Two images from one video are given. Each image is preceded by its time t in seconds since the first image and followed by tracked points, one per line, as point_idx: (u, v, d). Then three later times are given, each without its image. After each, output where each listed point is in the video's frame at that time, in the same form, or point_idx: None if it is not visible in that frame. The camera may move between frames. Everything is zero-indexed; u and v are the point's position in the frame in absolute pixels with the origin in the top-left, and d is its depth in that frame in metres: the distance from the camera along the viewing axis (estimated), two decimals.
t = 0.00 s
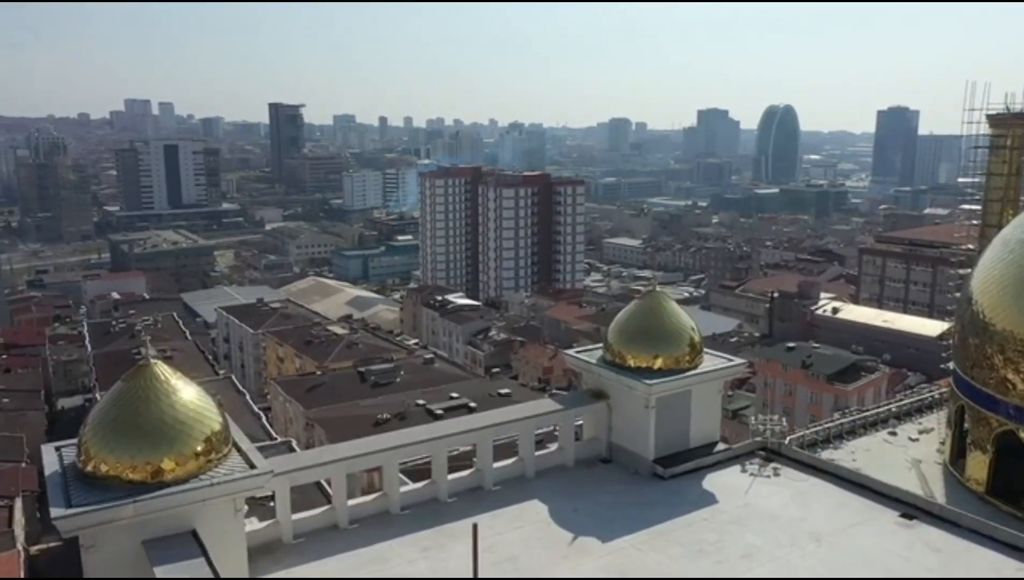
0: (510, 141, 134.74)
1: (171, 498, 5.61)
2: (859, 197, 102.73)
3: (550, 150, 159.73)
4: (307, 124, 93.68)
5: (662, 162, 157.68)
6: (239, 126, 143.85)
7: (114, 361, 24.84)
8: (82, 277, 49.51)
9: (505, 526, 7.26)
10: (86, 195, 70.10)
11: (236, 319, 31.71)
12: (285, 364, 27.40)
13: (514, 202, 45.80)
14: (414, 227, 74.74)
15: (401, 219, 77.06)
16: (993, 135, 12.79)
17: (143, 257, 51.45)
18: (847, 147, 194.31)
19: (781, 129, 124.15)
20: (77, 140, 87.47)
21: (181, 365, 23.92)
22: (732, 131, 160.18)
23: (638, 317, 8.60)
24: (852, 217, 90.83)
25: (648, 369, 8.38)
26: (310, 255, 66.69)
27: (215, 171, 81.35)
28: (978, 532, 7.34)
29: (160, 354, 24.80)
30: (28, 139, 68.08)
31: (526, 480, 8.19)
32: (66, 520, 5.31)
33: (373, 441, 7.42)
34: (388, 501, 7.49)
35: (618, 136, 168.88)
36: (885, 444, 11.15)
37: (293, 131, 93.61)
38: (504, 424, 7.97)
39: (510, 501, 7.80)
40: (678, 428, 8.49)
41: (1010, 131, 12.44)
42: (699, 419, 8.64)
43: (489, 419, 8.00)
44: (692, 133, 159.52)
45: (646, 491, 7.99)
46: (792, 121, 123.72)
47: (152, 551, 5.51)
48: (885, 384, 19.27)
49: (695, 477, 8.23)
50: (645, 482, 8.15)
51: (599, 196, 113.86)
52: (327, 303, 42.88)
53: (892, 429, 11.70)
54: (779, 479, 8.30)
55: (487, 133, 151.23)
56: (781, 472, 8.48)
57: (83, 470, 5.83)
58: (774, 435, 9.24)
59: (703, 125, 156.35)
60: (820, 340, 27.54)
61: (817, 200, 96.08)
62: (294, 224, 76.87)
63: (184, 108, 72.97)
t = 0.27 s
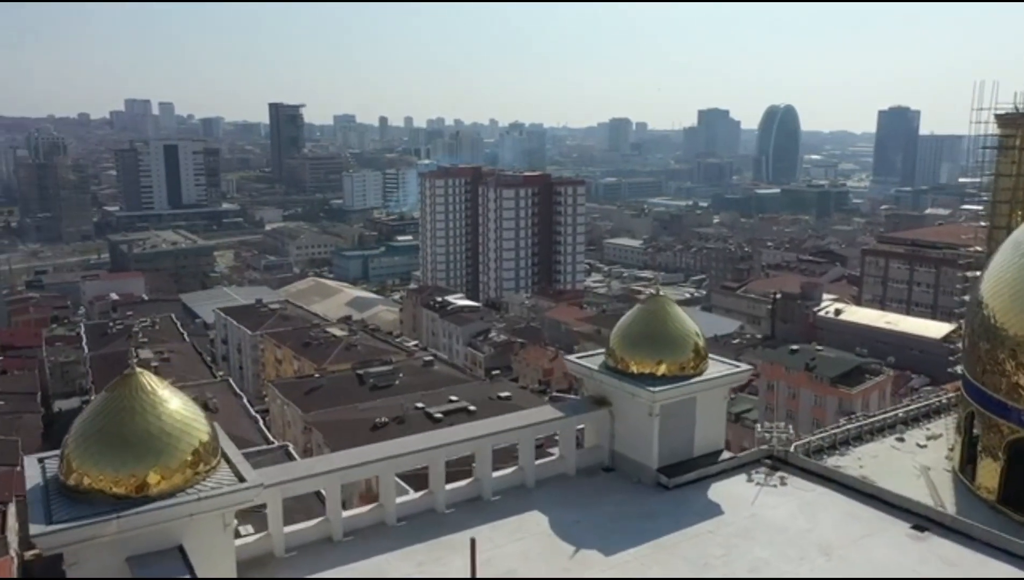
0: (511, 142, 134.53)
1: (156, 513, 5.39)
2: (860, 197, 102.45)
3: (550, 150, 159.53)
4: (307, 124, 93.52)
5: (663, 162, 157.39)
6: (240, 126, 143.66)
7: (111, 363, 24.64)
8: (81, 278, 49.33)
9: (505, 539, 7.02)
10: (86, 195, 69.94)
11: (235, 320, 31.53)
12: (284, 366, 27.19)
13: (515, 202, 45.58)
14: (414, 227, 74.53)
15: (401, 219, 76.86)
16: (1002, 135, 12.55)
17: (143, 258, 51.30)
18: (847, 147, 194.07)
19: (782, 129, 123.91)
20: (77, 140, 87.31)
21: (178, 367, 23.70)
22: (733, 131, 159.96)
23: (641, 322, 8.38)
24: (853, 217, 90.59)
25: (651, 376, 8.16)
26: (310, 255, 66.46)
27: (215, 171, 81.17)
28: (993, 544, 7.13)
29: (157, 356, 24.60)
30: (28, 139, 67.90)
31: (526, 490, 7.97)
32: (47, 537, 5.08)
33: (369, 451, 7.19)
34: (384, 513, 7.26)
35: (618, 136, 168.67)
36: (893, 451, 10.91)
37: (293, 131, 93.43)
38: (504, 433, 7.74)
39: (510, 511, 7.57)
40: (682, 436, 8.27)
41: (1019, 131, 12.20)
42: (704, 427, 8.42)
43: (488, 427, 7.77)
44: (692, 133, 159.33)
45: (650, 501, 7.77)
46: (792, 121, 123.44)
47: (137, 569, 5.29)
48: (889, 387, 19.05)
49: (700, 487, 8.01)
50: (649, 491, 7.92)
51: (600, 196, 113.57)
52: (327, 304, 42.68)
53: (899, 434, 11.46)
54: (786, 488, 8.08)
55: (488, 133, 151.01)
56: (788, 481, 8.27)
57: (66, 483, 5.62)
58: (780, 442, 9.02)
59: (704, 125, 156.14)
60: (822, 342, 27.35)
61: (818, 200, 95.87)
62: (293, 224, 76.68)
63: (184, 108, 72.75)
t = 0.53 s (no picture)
0: (511, 142, 134.34)
1: (141, 529, 5.19)
2: (860, 197, 102.25)
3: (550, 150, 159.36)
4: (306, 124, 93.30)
5: (663, 162, 157.21)
6: (240, 126, 143.51)
7: (107, 364, 24.43)
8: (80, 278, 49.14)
9: (504, 552, 6.80)
10: (85, 195, 69.68)
11: (233, 321, 31.33)
12: (282, 368, 26.94)
13: (515, 202, 45.36)
14: (414, 227, 74.33)
15: (401, 220, 76.68)
16: (1010, 135, 12.31)
17: (142, 259, 51.09)
18: (847, 147, 193.87)
19: (782, 129, 123.70)
20: (77, 141, 87.20)
21: (174, 369, 23.50)
22: (733, 131, 159.76)
23: (643, 327, 8.16)
24: (853, 217, 90.42)
25: (653, 383, 7.94)
26: (309, 255, 66.26)
27: (214, 171, 80.98)
28: (1009, 557, 6.91)
29: (153, 358, 24.40)
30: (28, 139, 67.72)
31: (526, 500, 7.74)
32: (25, 554, 4.86)
33: (364, 460, 6.96)
34: (380, 525, 7.04)
35: (618, 136, 168.50)
36: (899, 458, 10.67)
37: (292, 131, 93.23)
38: (504, 441, 7.52)
39: (510, 522, 7.35)
40: (686, 444, 8.05)
41: None
42: (708, 435, 8.20)
43: (488, 435, 7.54)
44: (693, 134, 159.19)
45: (654, 512, 7.55)
46: (792, 121, 123.20)
47: None
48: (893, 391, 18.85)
49: (704, 497, 7.80)
50: (652, 502, 7.71)
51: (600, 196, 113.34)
52: (326, 305, 42.47)
53: (906, 440, 11.24)
54: (793, 499, 7.87)
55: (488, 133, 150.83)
56: (794, 490, 8.05)
57: (44, 498, 5.42)
58: (786, 450, 8.81)
59: (704, 125, 155.99)
60: (825, 344, 27.14)
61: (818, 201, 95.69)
62: (293, 224, 76.51)
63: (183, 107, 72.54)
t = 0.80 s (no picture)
0: (511, 142, 134.09)
1: (124, 546, 5.15)
2: (860, 197, 101.99)
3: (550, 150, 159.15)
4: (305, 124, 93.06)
5: (664, 162, 156.98)
6: (239, 126, 143.26)
7: (104, 366, 24.24)
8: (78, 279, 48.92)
9: (503, 565, 6.59)
10: (84, 195, 69.43)
11: (231, 322, 31.12)
12: (280, 370, 26.73)
13: (515, 202, 45.16)
14: (413, 228, 74.13)
15: (400, 220, 76.49)
16: (1017, 135, 12.11)
17: (140, 259, 50.85)
18: (847, 147, 193.75)
19: (782, 129, 123.47)
20: (76, 140, 86.98)
21: (171, 371, 23.32)
22: (733, 131, 159.57)
23: (646, 332, 7.97)
24: (854, 217, 90.23)
25: (656, 388, 7.75)
26: (309, 256, 66.06)
27: (214, 171, 80.76)
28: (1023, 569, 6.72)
29: (150, 360, 24.20)
30: (27, 139, 67.49)
31: (526, 509, 7.55)
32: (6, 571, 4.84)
33: (360, 470, 6.78)
34: (376, 536, 6.85)
35: (618, 136, 168.28)
36: (906, 464, 10.46)
37: (292, 131, 93.01)
38: (504, 449, 7.33)
39: (509, 532, 7.16)
40: (691, 451, 7.86)
41: None
42: (713, 442, 8.01)
43: (487, 443, 7.36)
44: (693, 134, 159.03)
45: (658, 522, 7.34)
46: (792, 121, 122.94)
47: None
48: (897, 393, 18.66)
49: (709, 506, 7.60)
50: (655, 511, 7.51)
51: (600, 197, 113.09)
52: (325, 305, 42.28)
53: (913, 445, 11.04)
54: (800, 508, 7.67)
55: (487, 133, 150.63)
56: (801, 499, 7.85)
57: (28, 512, 5.42)
58: (792, 458, 8.61)
59: (704, 125, 155.79)
60: (826, 346, 26.91)
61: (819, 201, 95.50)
62: (292, 225, 76.33)
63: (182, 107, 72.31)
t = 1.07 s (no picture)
0: (511, 142, 133.85)
1: (104, 567, 5.15)
2: (861, 197, 101.76)
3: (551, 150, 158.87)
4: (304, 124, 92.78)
5: (664, 162, 156.71)
6: (239, 126, 143.01)
7: (100, 367, 24.05)
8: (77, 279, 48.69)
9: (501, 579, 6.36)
10: (83, 196, 69.23)
11: (229, 323, 30.91)
12: (278, 372, 26.49)
13: (514, 202, 44.95)
14: (413, 228, 73.91)
15: (399, 220, 76.27)
16: None
17: (139, 259, 50.62)
18: (847, 147, 193.59)
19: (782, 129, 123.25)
20: (76, 140, 86.78)
21: (167, 372, 23.12)
22: (733, 131, 159.34)
23: (649, 337, 7.75)
24: (854, 217, 90.05)
25: (660, 396, 7.52)
26: (308, 256, 65.84)
27: (213, 171, 80.53)
28: None
29: (146, 361, 24.00)
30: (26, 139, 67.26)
31: (525, 520, 7.33)
32: None
33: (355, 481, 6.54)
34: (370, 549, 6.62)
35: (619, 136, 168.03)
36: (914, 471, 10.23)
37: (291, 131, 92.77)
38: (504, 459, 7.10)
39: (507, 545, 6.94)
40: (695, 460, 7.63)
41: None
42: (718, 451, 7.77)
43: (486, 452, 7.13)
44: (693, 134, 158.83)
45: (661, 535, 7.11)
46: (792, 121, 122.53)
47: None
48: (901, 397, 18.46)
49: (713, 517, 7.37)
50: (658, 523, 7.28)
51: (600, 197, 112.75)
52: (324, 306, 42.06)
53: (921, 452, 10.81)
54: (808, 519, 7.43)
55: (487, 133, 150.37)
56: (808, 510, 7.62)
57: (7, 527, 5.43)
58: (799, 466, 8.38)
59: (705, 125, 155.56)
60: (828, 347, 26.63)
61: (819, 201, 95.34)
62: (291, 225, 76.11)
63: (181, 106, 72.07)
